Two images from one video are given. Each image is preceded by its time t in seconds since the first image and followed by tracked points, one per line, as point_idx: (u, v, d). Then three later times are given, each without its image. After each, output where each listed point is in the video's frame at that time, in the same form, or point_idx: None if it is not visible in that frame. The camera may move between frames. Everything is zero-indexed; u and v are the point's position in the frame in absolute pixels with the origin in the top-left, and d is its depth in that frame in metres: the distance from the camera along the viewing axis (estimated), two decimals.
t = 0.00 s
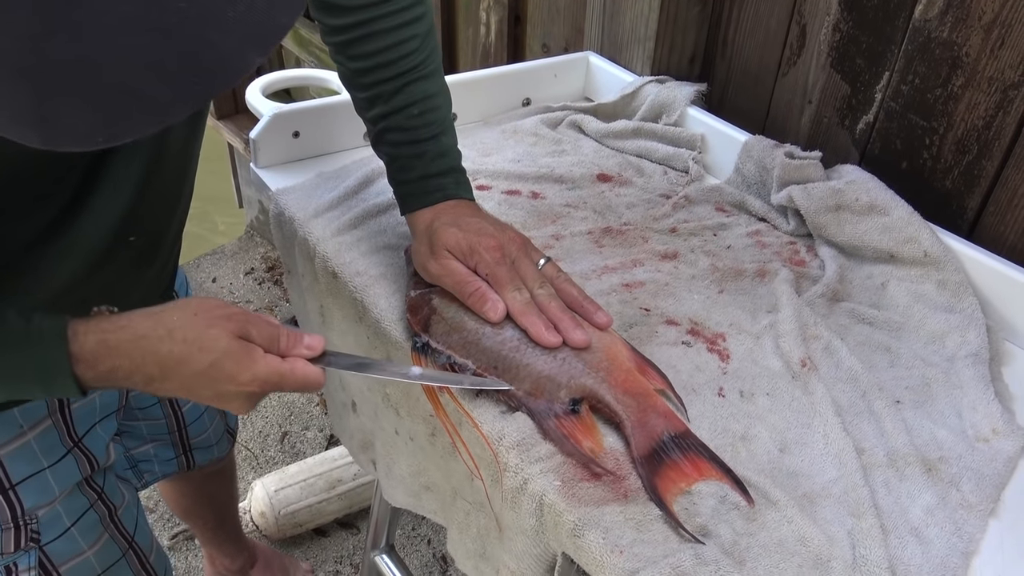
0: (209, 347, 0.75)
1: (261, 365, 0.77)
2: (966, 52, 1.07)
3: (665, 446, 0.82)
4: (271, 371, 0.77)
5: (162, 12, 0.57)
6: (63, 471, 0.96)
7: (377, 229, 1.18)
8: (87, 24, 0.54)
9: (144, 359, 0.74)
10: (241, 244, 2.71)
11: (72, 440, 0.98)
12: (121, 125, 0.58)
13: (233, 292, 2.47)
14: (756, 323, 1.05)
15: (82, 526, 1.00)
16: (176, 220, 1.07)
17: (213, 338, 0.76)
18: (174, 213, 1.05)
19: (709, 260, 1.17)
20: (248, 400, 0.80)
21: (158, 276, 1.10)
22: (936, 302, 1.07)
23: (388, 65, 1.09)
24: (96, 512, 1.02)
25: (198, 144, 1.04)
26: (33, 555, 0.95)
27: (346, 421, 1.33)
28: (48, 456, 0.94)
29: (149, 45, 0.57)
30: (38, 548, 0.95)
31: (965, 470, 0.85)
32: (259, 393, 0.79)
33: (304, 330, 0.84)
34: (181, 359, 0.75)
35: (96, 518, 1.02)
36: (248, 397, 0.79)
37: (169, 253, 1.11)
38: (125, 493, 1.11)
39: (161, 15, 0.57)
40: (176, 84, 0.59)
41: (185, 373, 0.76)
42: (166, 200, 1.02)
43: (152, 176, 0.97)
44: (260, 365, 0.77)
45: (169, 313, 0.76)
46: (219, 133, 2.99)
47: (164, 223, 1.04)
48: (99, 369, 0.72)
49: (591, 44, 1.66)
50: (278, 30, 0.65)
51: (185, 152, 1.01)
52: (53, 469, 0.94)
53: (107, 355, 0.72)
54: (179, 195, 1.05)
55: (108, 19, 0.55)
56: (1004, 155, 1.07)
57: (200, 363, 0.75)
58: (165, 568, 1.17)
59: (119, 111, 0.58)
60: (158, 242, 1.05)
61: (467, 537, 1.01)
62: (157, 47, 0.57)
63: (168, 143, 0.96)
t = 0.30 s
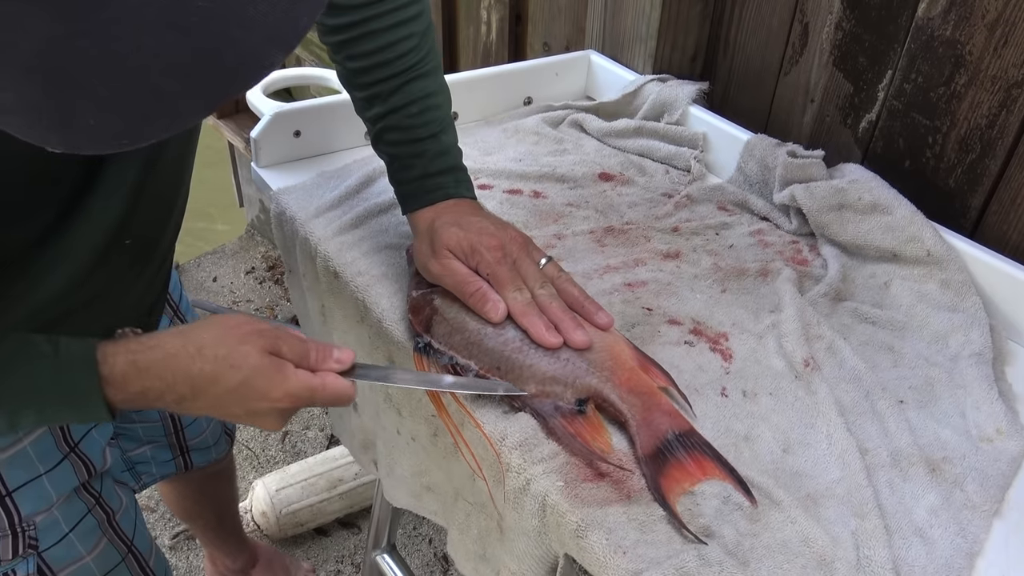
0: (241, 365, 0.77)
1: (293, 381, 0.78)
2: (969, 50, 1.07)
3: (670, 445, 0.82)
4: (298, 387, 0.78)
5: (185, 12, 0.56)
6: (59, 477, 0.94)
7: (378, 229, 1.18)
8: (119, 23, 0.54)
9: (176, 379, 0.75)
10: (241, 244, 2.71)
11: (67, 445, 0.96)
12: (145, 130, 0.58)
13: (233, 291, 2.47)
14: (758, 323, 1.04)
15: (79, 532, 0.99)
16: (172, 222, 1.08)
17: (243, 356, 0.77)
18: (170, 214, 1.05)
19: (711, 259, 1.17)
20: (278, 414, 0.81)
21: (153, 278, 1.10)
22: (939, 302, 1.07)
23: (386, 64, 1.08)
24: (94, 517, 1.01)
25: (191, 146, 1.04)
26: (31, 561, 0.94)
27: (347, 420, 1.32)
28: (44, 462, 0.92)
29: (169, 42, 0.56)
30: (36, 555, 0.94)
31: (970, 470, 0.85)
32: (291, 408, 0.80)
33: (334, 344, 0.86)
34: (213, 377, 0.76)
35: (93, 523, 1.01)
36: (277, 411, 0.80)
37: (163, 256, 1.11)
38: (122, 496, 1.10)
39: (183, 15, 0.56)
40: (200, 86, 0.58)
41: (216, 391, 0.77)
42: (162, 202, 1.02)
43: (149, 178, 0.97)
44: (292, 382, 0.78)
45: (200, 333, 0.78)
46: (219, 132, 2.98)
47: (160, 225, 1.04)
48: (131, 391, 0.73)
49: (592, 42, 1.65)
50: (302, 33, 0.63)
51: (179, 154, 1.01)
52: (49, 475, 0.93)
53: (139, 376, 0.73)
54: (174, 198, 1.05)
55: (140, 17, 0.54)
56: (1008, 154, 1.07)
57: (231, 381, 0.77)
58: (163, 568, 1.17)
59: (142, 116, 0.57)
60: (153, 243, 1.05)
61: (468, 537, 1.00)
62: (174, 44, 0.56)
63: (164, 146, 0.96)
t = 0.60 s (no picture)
0: (279, 363, 0.77)
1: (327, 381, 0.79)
2: (973, 48, 1.07)
3: (675, 444, 0.81)
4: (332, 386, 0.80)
5: (215, 7, 0.53)
6: (54, 491, 0.94)
7: (378, 229, 1.18)
8: (148, 21, 0.51)
9: (212, 374, 0.76)
10: (243, 244, 2.71)
11: (62, 458, 0.95)
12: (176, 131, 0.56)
13: (234, 292, 2.47)
14: (761, 323, 1.04)
15: (77, 543, 0.99)
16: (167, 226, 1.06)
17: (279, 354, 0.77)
18: (164, 219, 1.03)
19: (714, 259, 1.17)
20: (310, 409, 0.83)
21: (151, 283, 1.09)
22: (943, 301, 1.06)
23: (383, 65, 1.08)
24: (90, 528, 1.01)
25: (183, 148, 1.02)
26: None
27: (348, 421, 1.32)
28: (38, 476, 0.91)
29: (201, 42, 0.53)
30: (34, 570, 0.94)
31: (974, 470, 0.85)
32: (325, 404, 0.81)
33: (367, 339, 0.86)
34: (249, 373, 0.77)
35: (91, 535, 1.01)
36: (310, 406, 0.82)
37: (162, 259, 1.09)
38: (118, 507, 1.10)
39: (214, 10, 0.53)
40: (230, 84, 0.56)
41: (251, 387, 0.78)
42: (156, 207, 1.00)
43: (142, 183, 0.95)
44: (326, 380, 0.79)
45: (235, 328, 0.77)
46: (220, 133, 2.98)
47: (156, 230, 1.02)
48: (170, 385, 0.74)
49: (593, 41, 1.65)
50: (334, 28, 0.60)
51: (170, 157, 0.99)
52: (44, 489, 0.92)
53: (176, 372, 0.73)
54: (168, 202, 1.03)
55: (169, 14, 0.51)
56: (1012, 153, 1.06)
57: (267, 378, 0.78)
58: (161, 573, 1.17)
59: (171, 117, 0.55)
60: (150, 249, 1.03)
61: (471, 538, 1.00)
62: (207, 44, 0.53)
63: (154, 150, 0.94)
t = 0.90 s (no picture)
0: (321, 356, 0.75)
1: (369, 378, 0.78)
2: (973, 44, 1.06)
3: (681, 442, 0.81)
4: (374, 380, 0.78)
5: None
6: (56, 497, 0.94)
7: (379, 229, 1.18)
8: None
9: (255, 365, 0.74)
10: (243, 245, 2.71)
11: (64, 464, 0.95)
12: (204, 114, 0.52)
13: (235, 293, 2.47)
14: (764, 320, 1.04)
15: (80, 549, 0.99)
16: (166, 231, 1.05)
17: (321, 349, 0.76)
18: (162, 225, 1.03)
19: (716, 256, 1.17)
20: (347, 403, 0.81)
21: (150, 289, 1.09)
22: (945, 297, 1.06)
23: (381, 66, 1.07)
24: (93, 534, 1.01)
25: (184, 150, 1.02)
26: None
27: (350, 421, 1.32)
28: (41, 483, 0.91)
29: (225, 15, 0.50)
30: None
31: (977, 466, 0.85)
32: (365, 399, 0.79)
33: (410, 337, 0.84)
34: (292, 365, 0.75)
35: (93, 540, 1.01)
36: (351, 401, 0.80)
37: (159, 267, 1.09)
38: (119, 511, 1.09)
39: None
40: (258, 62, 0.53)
41: (290, 381, 0.76)
42: (158, 211, 1.00)
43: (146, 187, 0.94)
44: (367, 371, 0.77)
45: (279, 320, 0.75)
46: (220, 134, 2.99)
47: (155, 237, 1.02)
48: (212, 377, 0.72)
49: (593, 40, 1.65)
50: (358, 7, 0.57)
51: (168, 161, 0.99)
52: (46, 495, 0.92)
53: (218, 363, 0.72)
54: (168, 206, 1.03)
55: None
56: (1013, 149, 1.06)
57: (309, 371, 0.76)
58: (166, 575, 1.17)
59: (200, 99, 0.51)
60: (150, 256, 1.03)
61: (474, 537, 1.00)
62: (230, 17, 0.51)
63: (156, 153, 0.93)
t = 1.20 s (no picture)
0: (358, 389, 0.57)
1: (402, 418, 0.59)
2: (976, 44, 1.06)
3: (684, 441, 0.82)
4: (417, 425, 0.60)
5: None
6: (59, 497, 0.93)
7: (381, 229, 1.18)
8: None
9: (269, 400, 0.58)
10: (245, 245, 2.71)
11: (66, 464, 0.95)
12: (235, 66, 0.49)
13: (237, 293, 2.47)
14: (766, 321, 1.04)
15: (82, 549, 0.99)
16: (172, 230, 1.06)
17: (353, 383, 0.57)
18: (165, 224, 1.03)
19: (718, 256, 1.17)
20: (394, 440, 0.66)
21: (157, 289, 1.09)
22: (947, 296, 1.06)
23: (383, 66, 1.07)
24: (95, 534, 1.01)
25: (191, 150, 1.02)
26: None
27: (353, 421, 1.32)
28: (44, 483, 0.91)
29: None
30: None
31: (980, 466, 0.85)
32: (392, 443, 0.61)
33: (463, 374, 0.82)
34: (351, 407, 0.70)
35: (95, 540, 1.01)
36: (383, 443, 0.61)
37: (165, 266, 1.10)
38: (121, 510, 1.09)
39: None
40: None
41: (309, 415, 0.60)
42: (163, 210, 1.01)
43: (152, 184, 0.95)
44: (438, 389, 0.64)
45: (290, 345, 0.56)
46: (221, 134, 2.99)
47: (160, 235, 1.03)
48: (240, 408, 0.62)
49: (595, 40, 1.65)
50: None
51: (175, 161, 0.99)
52: (49, 496, 0.92)
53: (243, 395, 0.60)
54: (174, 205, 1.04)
55: None
56: (1016, 148, 1.06)
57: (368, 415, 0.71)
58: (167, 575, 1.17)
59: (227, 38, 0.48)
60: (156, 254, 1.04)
61: (477, 539, 1.00)
62: None
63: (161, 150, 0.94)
